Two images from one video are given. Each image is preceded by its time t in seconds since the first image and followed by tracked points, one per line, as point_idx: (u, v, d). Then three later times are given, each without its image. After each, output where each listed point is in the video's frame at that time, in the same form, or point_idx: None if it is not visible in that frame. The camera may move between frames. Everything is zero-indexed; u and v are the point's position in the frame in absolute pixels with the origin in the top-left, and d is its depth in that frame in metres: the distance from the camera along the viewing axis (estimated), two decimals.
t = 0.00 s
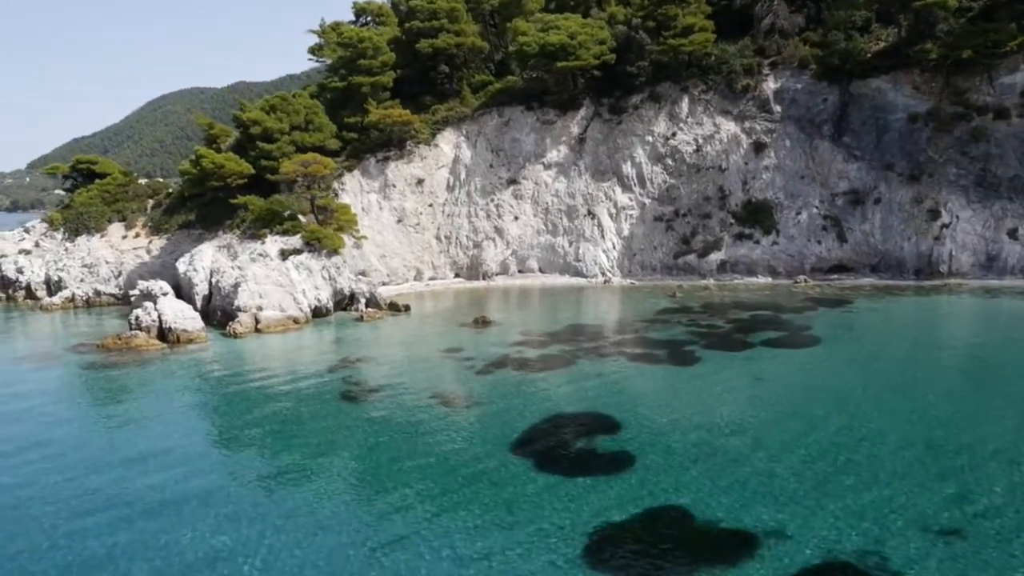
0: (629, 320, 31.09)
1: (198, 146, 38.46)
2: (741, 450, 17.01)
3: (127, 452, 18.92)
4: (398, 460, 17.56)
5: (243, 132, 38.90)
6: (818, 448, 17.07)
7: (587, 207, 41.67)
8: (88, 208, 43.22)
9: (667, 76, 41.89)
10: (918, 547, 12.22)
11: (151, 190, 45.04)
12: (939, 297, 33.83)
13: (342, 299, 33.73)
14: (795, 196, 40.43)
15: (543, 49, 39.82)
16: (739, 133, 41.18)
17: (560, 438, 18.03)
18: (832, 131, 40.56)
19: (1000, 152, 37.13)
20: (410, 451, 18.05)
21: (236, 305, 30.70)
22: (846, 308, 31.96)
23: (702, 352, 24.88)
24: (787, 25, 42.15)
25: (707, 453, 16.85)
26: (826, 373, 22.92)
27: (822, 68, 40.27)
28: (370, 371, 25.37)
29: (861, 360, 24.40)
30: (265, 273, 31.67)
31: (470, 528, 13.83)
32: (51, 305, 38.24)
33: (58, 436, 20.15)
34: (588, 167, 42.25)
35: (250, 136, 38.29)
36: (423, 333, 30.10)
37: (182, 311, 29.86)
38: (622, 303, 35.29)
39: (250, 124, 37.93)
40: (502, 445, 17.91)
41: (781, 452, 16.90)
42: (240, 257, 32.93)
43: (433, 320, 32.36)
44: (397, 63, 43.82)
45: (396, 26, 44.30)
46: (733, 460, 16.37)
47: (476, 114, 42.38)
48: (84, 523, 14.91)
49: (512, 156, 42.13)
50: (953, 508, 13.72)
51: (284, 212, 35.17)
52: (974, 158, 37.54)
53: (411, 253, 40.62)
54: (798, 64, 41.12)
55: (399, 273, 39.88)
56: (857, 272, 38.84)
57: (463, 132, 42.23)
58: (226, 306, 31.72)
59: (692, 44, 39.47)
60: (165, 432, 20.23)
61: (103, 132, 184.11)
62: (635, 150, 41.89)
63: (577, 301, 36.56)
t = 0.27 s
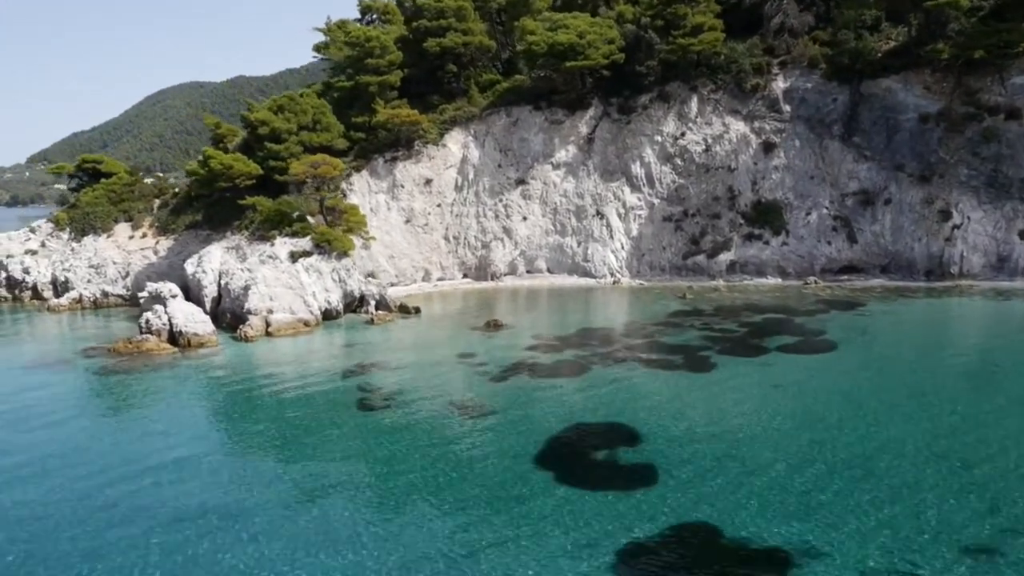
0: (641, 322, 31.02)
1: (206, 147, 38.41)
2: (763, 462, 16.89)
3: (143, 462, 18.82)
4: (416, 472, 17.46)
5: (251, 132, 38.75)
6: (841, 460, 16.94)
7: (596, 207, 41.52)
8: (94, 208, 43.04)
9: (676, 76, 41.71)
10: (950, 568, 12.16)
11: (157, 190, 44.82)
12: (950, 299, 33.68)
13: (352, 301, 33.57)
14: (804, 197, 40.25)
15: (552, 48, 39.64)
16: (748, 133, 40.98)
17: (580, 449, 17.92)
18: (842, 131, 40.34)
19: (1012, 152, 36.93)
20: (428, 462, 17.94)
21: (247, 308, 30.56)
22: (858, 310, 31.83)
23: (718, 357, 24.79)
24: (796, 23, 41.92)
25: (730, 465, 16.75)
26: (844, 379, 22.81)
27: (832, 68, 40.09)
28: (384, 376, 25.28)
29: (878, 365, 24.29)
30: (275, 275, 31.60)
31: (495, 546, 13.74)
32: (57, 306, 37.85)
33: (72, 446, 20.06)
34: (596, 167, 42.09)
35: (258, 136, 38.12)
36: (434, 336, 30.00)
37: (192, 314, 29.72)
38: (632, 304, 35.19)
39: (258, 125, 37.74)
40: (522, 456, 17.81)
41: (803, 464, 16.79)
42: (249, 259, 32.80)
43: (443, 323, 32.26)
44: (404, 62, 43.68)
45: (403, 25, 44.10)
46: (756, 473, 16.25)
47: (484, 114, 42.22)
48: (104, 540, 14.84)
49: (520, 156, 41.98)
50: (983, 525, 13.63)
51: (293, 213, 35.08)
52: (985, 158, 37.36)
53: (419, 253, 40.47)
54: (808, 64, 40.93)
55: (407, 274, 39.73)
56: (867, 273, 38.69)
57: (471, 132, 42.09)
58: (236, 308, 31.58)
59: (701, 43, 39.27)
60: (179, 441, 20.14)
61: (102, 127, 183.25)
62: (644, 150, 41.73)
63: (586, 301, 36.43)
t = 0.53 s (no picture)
0: (655, 325, 30.94)
1: (216, 147, 38.17)
2: (790, 476, 16.80)
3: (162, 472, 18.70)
4: (438, 484, 17.34)
5: (260, 133, 38.52)
6: (868, 473, 16.84)
7: (606, 207, 41.36)
8: (101, 208, 42.85)
9: (687, 74, 41.46)
10: None
11: (164, 189, 44.65)
12: (964, 301, 33.58)
13: (363, 304, 33.43)
14: (815, 197, 40.07)
15: (563, 47, 39.35)
16: (759, 133, 40.73)
17: (604, 462, 17.81)
18: (853, 131, 40.09)
19: None
20: (451, 474, 17.84)
21: (259, 312, 30.42)
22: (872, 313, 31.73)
23: (736, 364, 24.70)
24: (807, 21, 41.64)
25: (756, 479, 16.66)
26: (864, 386, 22.70)
27: (844, 67, 39.84)
28: (400, 381, 25.18)
29: (897, 371, 24.16)
30: (287, 278, 31.51)
31: (525, 565, 13.66)
32: (67, 307, 37.79)
33: (90, 455, 19.95)
34: (606, 167, 41.91)
35: (267, 136, 37.88)
36: (448, 340, 29.88)
37: (204, 318, 29.59)
38: (644, 306, 35.09)
39: (268, 125, 37.48)
40: (546, 468, 17.71)
41: (830, 478, 16.69)
42: (260, 262, 32.64)
43: (456, 326, 32.14)
44: (413, 61, 43.44)
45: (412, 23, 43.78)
46: (783, 488, 16.16)
47: (493, 113, 42.00)
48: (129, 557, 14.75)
49: (530, 156, 41.79)
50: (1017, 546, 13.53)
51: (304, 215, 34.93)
52: (998, 159, 37.16)
53: (429, 254, 40.31)
54: (819, 63, 40.68)
55: (417, 274, 39.56)
56: (879, 274, 38.56)
57: (481, 131, 41.91)
58: (247, 311, 31.44)
59: (713, 42, 38.99)
60: (197, 450, 20.03)
61: (102, 119, 182.48)
62: (654, 150, 41.53)
63: (597, 302, 36.31)
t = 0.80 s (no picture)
0: (669, 328, 30.87)
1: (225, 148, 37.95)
2: (818, 490, 16.69)
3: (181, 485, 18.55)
4: (462, 498, 17.21)
5: (269, 133, 38.28)
6: (896, 486, 16.74)
7: (616, 207, 41.18)
8: (109, 208, 42.62)
9: (698, 74, 41.22)
10: None
11: (172, 188, 44.52)
12: (977, 303, 33.48)
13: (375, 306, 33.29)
14: (827, 197, 39.84)
15: (573, 46, 39.06)
16: (770, 132, 40.47)
17: (629, 475, 17.69)
18: (865, 131, 39.81)
19: None
20: (474, 487, 17.71)
21: (271, 315, 30.25)
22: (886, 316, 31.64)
23: (754, 371, 24.63)
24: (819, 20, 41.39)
25: (784, 494, 16.56)
26: (885, 393, 22.63)
27: (856, 66, 39.62)
28: (417, 387, 25.08)
29: (916, 377, 24.09)
30: (299, 281, 31.33)
31: None
32: (76, 308, 37.44)
33: (109, 466, 19.81)
34: (617, 167, 41.74)
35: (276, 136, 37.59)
36: (462, 343, 29.78)
37: (217, 321, 29.42)
38: (656, 308, 34.99)
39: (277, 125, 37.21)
40: (570, 481, 17.60)
41: (858, 492, 16.58)
42: (271, 264, 32.41)
43: (469, 329, 32.04)
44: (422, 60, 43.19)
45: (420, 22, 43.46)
46: (812, 504, 16.04)
47: (503, 113, 41.80)
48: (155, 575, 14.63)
49: (540, 155, 41.62)
50: None
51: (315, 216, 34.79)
52: (1012, 159, 37.03)
53: (439, 254, 40.15)
54: (831, 62, 40.31)
55: (427, 275, 39.37)
56: (891, 274, 38.41)
57: (490, 131, 41.75)
58: (259, 314, 31.27)
59: (724, 41, 38.73)
60: (216, 461, 19.89)
61: (101, 113, 181.68)
62: (665, 149, 41.33)
63: (608, 304, 36.17)
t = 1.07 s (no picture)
0: (681, 331, 30.82)
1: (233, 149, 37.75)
2: (841, 503, 16.60)
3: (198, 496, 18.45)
4: (482, 511, 17.10)
5: (277, 133, 38.05)
6: (919, 499, 16.64)
7: (625, 207, 41.04)
8: (116, 208, 42.46)
9: (708, 73, 41.01)
10: None
11: (177, 188, 44.67)
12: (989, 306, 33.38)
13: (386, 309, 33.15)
14: (837, 197, 39.71)
15: (583, 46, 38.80)
16: (780, 132, 40.29)
17: (650, 487, 17.61)
18: (876, 131, 39.67)
19: None
20: (494, 499, 17.59)
21: (283, 319, 30.09)
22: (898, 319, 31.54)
23: (770, 376, 24.53)
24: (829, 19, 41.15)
25: (807, 507, 16.47)
26: (903, 400, 22.50)
27: (867, 65, 39.39)
28: (431, 393, 24.96)
29: (934, 382, 23.96)
30: (309, 284, 31.19)
31: None
32: (84, 309, 37.14)
33: (124, 476, 19.71)
34: (626, 167, 41.58)
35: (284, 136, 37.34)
36: (474, 347, 29.66)
37: (228, 325, 29.30)
38: (667, 310, 34.92)
39: (285, 125, 36.97)
40: (592, 493, 17.51)
41: (881, 505, 16.47)
42: (281, 266, 32.25)
43: (480, 332, 31.92)
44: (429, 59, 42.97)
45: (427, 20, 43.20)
46: (837, 518, 15.95)
47: (511, 112, 41.63)
48: None
49: (549, 155, 41.44)
50: None
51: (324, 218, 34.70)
52: None
53: (448, 255, 40.00)
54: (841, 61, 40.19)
55: (436, 276, 39.21)
56: (902, 275, 38.29)
57: (499, 131, 41.61)
58: (270, 317, 31.13)
59: (734, 41, 38.53)
60: (232, 471, 19.79)
61: (101, 107, 181.12)
62: (674, 149, 41.15)
63: (618, 306, 36.07)
